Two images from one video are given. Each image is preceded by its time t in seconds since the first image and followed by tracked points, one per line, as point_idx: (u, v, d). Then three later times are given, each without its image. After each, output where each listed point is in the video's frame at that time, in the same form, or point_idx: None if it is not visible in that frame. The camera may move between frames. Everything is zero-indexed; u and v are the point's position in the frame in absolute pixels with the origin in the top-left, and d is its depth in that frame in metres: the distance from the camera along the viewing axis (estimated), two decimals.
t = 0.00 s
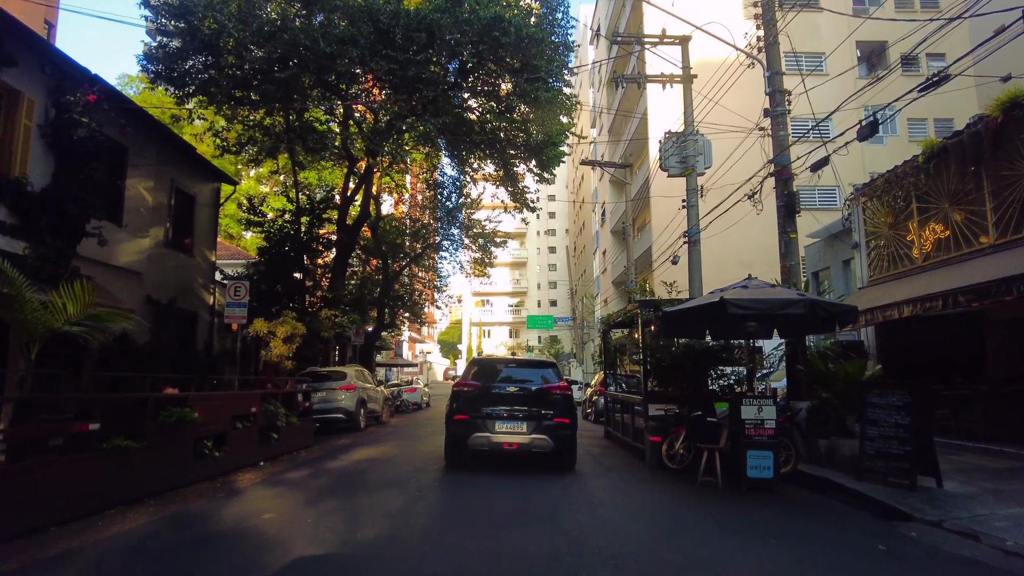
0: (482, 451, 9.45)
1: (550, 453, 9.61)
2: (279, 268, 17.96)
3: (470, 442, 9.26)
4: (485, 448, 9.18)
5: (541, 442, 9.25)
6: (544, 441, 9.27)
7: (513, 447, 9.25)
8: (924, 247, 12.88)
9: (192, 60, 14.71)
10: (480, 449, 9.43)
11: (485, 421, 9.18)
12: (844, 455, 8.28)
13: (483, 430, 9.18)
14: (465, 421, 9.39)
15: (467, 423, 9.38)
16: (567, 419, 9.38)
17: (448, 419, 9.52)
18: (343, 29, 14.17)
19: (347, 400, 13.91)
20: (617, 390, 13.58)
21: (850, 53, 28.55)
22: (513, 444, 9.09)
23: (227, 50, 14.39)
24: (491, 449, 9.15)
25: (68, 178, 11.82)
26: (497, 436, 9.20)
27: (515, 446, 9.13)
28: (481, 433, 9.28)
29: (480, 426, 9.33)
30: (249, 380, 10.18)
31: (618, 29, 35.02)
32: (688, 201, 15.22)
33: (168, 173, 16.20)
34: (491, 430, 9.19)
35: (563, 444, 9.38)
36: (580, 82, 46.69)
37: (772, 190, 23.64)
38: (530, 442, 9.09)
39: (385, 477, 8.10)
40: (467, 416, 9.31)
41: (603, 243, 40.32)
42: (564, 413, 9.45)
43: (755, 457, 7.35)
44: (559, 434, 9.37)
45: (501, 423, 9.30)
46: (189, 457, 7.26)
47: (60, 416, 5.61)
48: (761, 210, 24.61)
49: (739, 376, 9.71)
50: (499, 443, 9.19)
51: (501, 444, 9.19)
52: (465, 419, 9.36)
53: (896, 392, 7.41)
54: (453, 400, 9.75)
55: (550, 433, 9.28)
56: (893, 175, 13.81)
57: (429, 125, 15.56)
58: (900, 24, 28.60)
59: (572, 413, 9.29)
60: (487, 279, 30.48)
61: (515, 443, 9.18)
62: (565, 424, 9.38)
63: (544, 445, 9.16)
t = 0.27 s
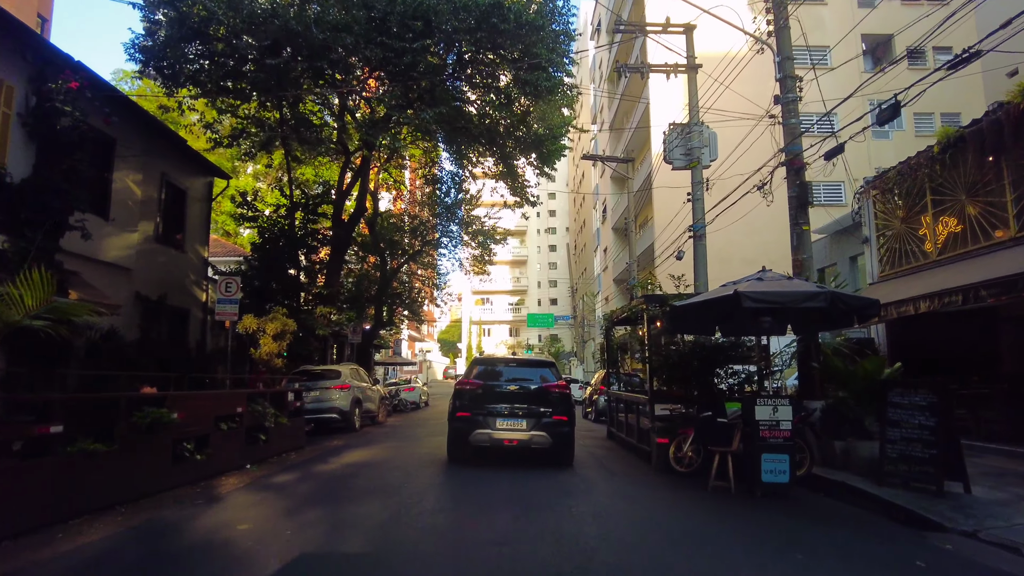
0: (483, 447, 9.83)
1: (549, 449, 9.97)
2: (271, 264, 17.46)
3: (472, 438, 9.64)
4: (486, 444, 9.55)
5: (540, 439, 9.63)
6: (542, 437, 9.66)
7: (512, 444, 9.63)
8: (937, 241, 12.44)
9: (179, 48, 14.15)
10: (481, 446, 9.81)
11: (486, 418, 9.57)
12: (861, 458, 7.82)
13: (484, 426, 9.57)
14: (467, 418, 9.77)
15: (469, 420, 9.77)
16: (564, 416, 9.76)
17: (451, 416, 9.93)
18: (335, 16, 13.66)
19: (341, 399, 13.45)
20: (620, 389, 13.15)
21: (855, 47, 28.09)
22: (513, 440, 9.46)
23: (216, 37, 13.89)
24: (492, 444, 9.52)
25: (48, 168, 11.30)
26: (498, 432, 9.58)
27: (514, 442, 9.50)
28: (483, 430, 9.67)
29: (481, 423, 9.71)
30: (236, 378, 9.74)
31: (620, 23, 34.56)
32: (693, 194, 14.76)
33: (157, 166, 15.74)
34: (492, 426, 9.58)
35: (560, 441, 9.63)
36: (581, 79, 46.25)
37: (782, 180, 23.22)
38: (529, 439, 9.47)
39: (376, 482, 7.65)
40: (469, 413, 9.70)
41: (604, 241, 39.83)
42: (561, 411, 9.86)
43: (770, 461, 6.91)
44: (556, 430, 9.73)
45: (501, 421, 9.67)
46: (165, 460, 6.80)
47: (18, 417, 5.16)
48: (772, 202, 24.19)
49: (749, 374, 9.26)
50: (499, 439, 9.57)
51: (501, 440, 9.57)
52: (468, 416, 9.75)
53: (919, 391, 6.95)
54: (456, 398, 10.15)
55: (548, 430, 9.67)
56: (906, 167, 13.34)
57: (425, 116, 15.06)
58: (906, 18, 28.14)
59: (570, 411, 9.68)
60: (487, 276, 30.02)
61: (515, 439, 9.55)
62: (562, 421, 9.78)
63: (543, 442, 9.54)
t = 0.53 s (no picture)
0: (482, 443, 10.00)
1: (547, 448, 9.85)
2: (264, 259, 16.94)
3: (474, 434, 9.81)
4: (486, 440, 9.73)
5: (538, 435, 9.82)
6: (540, 433, 9.85)
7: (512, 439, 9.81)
8: (951, 235, 11.98)
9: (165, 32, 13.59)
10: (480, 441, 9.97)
11: (487, 414, 9.77)
12: (883, 461, 7.33)
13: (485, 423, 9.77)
14: (468, 415, 9.96)
15: (469, 416, 9.94)
16: (562, 413, 9.96)
17: (452, 413, 10.11)
18: None
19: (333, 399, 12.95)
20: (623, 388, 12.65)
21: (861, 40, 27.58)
22: (512, 436, 9.65)
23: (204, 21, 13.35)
24: (492, 440, 9.70)
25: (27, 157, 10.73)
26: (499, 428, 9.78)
27: (514, 438, 9.69)
28: (483, 426, 9.85)
29: (481, 419, 9.89)
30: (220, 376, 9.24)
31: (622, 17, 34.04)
32: (698, 186, 14.25)
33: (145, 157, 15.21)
34: (493, 423, 9.77)
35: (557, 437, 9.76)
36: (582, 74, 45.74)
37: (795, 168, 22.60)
38: (528, 434, 9.65)
39: (365, 487, 7.15)
40: (471, 410, 9.88)
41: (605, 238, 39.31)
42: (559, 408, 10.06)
43: (788, 466, 6.45)
44: (554, 427, 9.94)
45: (501, 417, 9.84)
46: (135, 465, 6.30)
47: None
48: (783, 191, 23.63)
49: (762, 371, 8.78)
50: (499, 435, 9.75)
51: (501, 436, 9.75)
52: (469, 413, 9.92)
53: (948, 391, 6.46)
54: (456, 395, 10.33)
55: (546, 427, 9.88)
56: (920, 158, 12.84)
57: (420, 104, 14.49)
58: (913, 11, 27.63)
59: (567, 408, 9.88)
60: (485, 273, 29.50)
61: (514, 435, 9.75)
62: (559, 418, 9.99)
63: (541, 438, 9.74)
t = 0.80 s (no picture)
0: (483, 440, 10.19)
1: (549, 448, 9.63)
2: (255, 254, 16.40)
3: (474, 431, 10.03)
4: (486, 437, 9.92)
5: (537, 432, 10.04)
6: (539, 430, 10.06)
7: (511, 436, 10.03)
8: (968, 228, 11.49)
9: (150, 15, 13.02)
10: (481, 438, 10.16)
11: (488, 412, 9.97)
12: (913, 466, 6.82)
13: (485, 420, 9.98)
14: (469, 412, 10.16)
15: (471, 414, 10.14)
16: (560, 411, 10.15)
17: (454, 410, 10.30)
18: None
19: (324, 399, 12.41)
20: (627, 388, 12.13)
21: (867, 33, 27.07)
22: (512, 433, 9.88)
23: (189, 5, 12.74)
24: (492, 437, 9.92)
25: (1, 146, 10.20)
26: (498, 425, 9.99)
27: (514, 435, 9.92)
28: (484, 423, 10.05)
29: (482, 417, 10.09)
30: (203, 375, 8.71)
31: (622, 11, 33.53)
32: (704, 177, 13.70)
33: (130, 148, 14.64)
34: (493, 420, 9.98)
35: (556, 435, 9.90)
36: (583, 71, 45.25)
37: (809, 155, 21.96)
38: (527, 431, 9.87)
39: (355, 495, 6.63)
40: (471, 407, 10.08)
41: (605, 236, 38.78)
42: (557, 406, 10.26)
43: (812, 473, 5.89)
44: (552, 424, 10.13)
45: (501, 414, 10.04)
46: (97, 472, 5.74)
47: None
48: (799, 175, 23.13)
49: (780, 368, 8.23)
50: (499, 432, 9.95)
51: (501, 433, 9.96)
52: (471, 410, 10.12)
53: (986, 391, 5.96)
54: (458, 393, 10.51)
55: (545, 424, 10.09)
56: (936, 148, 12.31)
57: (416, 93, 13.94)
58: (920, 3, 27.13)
59: (565, 406, 10.07)
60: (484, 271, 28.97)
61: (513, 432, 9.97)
62: (558, 416, 10.16)
63: (540, 435, 9.95)
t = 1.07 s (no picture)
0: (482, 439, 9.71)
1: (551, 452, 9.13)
2: (246, 249, 15.85)
3: (475, 430, 9.58)
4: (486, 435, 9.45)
5: (537, 429, 9.56)
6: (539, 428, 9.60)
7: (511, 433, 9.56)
8: (990, 218, 10.90)
9: None
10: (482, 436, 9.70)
11: (488, 410, 9.50)
12: (948, 471, 6.32)
13: (486, 418, 9.54)
14: (469, 411, 9.68)
15: (472, 412, 9.66)
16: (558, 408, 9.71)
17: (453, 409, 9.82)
18: None
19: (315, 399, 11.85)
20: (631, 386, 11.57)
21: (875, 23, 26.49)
22: (512, 430, 9.44)
23: None
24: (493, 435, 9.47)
25: None
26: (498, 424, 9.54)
27: (513, 433, 9.48)
28: (484, 422, 9.58)
29: (482, 415, 9.61)
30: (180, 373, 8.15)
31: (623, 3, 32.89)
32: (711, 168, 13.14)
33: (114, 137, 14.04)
34: (493, 418, 9.50)
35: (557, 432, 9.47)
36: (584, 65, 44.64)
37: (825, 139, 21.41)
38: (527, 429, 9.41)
39: (345, 503, 6.10)
40: (471, 406, 9.64)
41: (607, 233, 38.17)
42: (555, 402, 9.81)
43: (843, 481, 5.51)
44: (551, 421, 9.68)
45: (501, 412, 9.53)
46: (48, 481, 5.18)
47: None
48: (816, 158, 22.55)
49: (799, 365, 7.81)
50: (499, 430, 9.48)
51: (501, 431, 9.49)
52: (471, 409, 9.66)
53: None
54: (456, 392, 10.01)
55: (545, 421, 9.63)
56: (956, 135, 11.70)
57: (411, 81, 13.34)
58: None
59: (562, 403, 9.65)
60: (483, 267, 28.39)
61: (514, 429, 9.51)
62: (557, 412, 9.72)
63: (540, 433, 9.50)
